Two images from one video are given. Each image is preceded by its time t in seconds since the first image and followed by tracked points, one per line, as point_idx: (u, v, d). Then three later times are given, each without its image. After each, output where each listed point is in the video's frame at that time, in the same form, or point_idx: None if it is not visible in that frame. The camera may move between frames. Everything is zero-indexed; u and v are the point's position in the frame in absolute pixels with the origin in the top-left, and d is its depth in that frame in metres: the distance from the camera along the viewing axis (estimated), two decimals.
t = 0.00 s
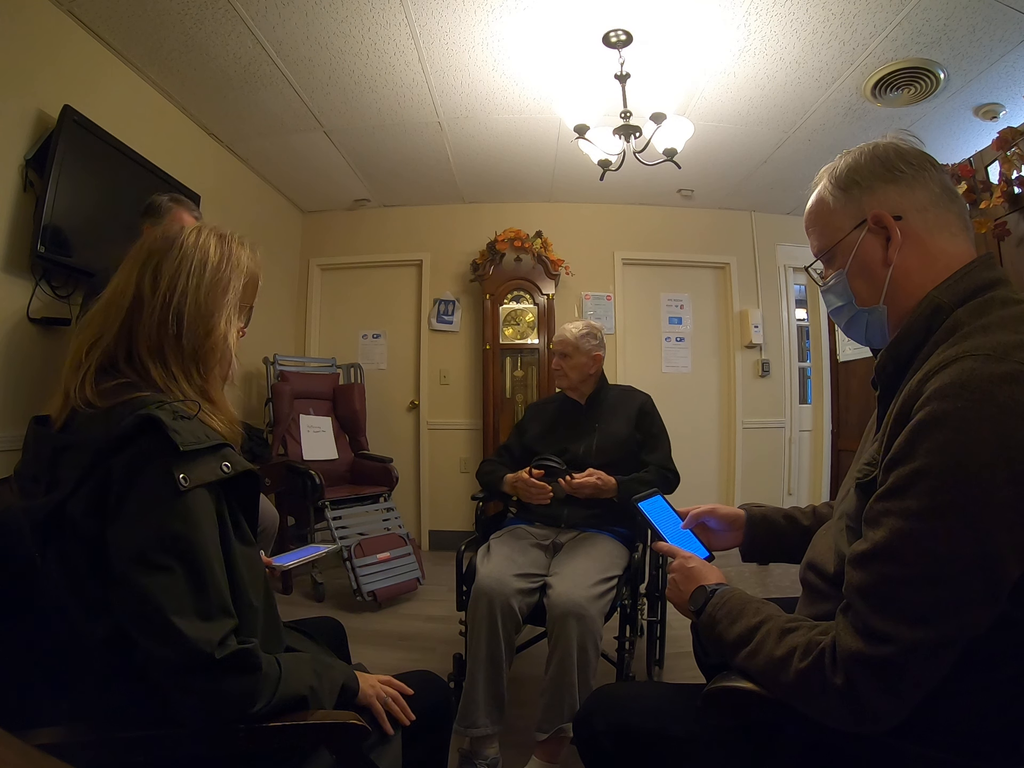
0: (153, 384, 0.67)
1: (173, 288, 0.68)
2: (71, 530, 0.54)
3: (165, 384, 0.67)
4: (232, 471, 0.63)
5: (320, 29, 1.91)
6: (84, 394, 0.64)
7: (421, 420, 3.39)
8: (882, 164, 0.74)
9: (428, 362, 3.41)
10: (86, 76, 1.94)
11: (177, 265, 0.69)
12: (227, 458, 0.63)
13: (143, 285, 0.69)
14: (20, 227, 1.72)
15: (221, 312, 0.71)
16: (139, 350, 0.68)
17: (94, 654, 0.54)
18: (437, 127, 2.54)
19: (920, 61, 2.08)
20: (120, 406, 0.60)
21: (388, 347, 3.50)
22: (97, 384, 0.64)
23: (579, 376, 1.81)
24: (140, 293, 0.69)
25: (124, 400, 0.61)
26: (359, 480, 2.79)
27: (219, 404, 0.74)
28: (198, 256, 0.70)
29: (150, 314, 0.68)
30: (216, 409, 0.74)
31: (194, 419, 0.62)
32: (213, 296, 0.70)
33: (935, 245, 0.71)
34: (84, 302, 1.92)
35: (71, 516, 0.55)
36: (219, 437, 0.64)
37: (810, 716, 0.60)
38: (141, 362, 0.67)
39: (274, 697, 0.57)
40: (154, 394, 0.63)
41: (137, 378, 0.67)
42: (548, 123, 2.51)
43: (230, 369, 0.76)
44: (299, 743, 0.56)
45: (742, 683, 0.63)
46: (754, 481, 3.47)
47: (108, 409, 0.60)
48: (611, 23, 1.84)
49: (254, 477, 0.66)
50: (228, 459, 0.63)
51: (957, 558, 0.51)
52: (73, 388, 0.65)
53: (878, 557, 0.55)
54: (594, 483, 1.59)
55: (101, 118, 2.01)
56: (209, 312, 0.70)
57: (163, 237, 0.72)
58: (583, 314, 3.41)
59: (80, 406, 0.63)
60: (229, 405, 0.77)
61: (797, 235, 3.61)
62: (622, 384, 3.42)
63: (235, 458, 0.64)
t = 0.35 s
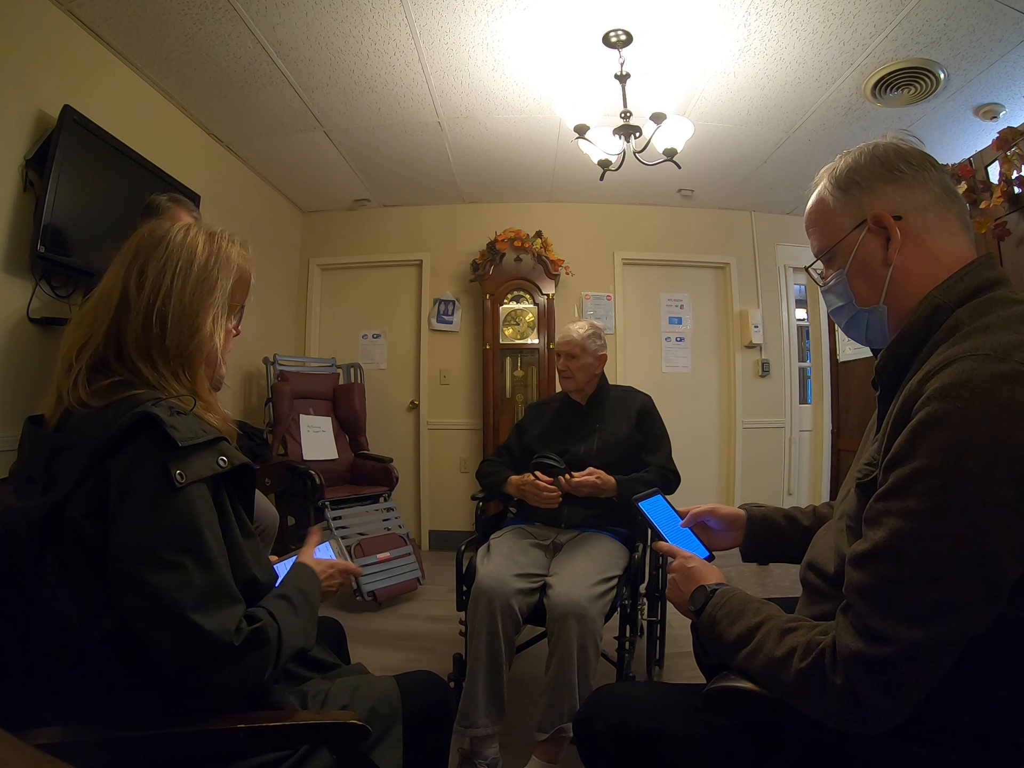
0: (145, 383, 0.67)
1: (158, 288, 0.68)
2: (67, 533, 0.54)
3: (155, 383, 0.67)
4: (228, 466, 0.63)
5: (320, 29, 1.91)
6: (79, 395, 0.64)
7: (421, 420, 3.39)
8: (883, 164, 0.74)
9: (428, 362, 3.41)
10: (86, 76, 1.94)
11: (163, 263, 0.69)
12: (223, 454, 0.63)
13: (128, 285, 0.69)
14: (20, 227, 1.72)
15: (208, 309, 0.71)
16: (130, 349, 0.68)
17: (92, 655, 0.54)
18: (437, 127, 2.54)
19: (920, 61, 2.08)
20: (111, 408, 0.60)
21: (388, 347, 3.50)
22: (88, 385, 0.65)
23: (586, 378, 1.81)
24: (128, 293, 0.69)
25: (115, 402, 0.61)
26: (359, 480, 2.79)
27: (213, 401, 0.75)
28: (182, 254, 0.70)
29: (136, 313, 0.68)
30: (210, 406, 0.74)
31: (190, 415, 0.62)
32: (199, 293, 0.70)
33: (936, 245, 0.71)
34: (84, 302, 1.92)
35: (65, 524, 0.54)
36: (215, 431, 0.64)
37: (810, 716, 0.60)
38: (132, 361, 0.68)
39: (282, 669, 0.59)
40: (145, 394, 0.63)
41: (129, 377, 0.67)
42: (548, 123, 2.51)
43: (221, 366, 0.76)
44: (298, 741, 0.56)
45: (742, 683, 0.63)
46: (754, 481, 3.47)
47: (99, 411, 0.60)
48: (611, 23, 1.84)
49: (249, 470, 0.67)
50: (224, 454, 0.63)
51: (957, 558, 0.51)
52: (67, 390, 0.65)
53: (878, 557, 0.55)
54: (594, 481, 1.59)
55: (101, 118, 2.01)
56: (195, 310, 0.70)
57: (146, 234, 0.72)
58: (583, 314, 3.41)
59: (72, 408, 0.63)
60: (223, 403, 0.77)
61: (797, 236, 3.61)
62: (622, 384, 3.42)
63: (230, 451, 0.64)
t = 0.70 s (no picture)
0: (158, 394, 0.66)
1: (164, 292, 0.67)
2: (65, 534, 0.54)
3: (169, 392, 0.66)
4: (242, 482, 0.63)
5: (320, 29, 1.91)
6: (82, 408, 0.62)
7: (421, 420, 3.39)
8: (883, 164, 0.74)
9: (428, 362, 3.41)
10: (85, 76, 1.94)
11: (165, 266, 0.68)
12: (238, 469, 0.63)
13: (127, 290, 0.67)
14: (19, 227, 1.72)
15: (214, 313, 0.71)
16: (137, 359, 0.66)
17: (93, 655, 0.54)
18: (437, 127, 2.54)
19: (920, 61, 2.08)
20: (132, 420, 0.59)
21: (388, 348, 3.50)
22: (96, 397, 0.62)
23: (588, 378, 1.81)
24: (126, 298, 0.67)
25: (135, 413, 0.60)
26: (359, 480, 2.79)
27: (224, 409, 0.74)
28: (185, 257, 0.69)
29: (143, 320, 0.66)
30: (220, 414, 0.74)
31: (207, 431, 0.62)
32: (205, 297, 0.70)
33: (936, 245, 0.71)
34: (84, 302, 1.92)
35: (66, 525, 0.54)
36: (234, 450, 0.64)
37: (810, 716, 0.60)
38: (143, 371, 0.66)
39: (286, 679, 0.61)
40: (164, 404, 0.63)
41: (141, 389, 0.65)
42: (548, 123, 2.51)
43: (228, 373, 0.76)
44: (299, 739, 0.56)
45: (742, 683, 0.63)
46: (754, 481, 3.47)
47: (118, 423, 0.59)
48: (611, 23, 1.84)
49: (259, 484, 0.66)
50: (237, 469, 0.63)
51: (956, 558, 0.51)
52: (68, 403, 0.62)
53: (878, 557, 0.55)
54: (594, 481, 1.59)
55: (101, 118, 2.01)
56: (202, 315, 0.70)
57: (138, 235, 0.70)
58: (583, 315, 3.42)
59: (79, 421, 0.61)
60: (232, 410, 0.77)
61: (797, 236, 3.61)
62: (622, 384, 3.42)
63: (244, 468, 0.64)
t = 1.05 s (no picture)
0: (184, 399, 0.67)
1: (176, 298, 0.69)
2: (62, 534, 0.53)
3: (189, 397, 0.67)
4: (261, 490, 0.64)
5: (320, 29, 1.91)
6: (112, 415, 0.60)
7: (421, 420, 3.39)
8: (883, 164, 0.74)
9: (428, 362, 3.41)
10: (85, 76, 1.94)
11: (185, 275, 0.70)
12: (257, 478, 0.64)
13: (137, 296, 0.67)
14: (19, 227, 1.72)
15: (220, 319, 0.74)
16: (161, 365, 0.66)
17: (92, 656, 0.54)
18: (437, 127, 2.54)
19: (920, 61, 2.08)
20: (169, 427, 0.61)
21: (388, 348, 3.50)
22: (116, 403, 0.61)
23: (589, 378, 1.81)
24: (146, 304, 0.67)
25: (170, 420, 0.61)
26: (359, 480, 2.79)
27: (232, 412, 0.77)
28: (193, 263, 0.71)
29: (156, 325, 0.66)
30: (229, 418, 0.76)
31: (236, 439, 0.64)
32: (211, 304, 0.73)
33: (936, 245, 0.71)
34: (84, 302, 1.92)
35: (65, 526, 0.54)
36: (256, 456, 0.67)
37: (809, 716, 0.60)
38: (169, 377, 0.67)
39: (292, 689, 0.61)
40: (192, 410, 0.65)
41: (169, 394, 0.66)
42: (548, 123, 2.51)
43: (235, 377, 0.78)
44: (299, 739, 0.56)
45: (743, 683, 0.63)
46: (754, 481, 3.47)
47: (156, 431, 0.60)
48: (611, 23, 1.84)
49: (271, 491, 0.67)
50: (256, 478, 0.64)
51: (957, 559, 0.51)
52: (83, 412, 0.60)
53: (878, 557, 0.55)
54: (595, 481, 1.59)
55: (101, 118, 2.01)
56: (209, 320, 0.73)
57: (139, 240, 0.70)
58: (583, 314, 3.42)
59: (103, 430, 0.60)
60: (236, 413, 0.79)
61: (797, 235, 3.61)
62: (622, 384, 3.42)
63: (266, 475, 0.66)
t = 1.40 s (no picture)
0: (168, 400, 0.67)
1: (161, 298, 0.69)
2: (62, 536, 0.53)
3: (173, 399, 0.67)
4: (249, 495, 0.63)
5: (320, 29, 1.91)
6: (91, 416, 0.61)
7: (421, 420, 3.39)
8: (883, 165, 0.74)
9: (428, 362, 3.41)
10: (86, 76, 1.94)
11: (170, 273, 0.70)
12: (245, 482, 0.63)
13: (120, 295, 0.67)
14: (19, 226, 1.72)
15: (208, 317, 0.73)
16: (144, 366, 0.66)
17: (92, 657, 0.54)
18: (437, 127, 2.54)
19: (920, 61, 2.08)
20: (148, 431, 0.61)
21: (389, 348, 3.50)
22: (96, 407, 0.61)
23: (590, 378, 1.81)
24: (130, 304, 0.67)
25: (149, 424, 0.61)
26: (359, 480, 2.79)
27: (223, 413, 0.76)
28: (179, 261, 0.71)
29: (140, 326, 0.66)
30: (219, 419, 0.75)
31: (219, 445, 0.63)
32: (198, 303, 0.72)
33: (936, 245, 0.71)
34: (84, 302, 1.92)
35: (66, 527, 0.54)
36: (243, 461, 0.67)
37: (810, 717, 0.60)
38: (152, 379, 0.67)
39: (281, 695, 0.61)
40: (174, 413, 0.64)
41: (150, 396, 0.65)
42: (548, 123, 2.51)
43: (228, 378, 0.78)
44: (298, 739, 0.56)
45: (743, 683, 0.63)
46: (755, 481, 3.47)
47: (134, 435, 0.60)
48: (611, 23, 1.84)
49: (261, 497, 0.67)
50: (245, 483, 0.63)
51: (957, 560, 0.51)
52: (64, 415, 0.61)
53: (878, 557, 0.55)
54: (594, 481, 1.59)
55: (101, 118, 2.01)
56: (196, 319, 0.72)
57: (126, 238, 0.70)
58: (583, 314, 3.42)
59: (83, 434, 0.60)
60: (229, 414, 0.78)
61: (798, 235, 3.61)
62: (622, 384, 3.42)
63: (255, 481, 0.66)
